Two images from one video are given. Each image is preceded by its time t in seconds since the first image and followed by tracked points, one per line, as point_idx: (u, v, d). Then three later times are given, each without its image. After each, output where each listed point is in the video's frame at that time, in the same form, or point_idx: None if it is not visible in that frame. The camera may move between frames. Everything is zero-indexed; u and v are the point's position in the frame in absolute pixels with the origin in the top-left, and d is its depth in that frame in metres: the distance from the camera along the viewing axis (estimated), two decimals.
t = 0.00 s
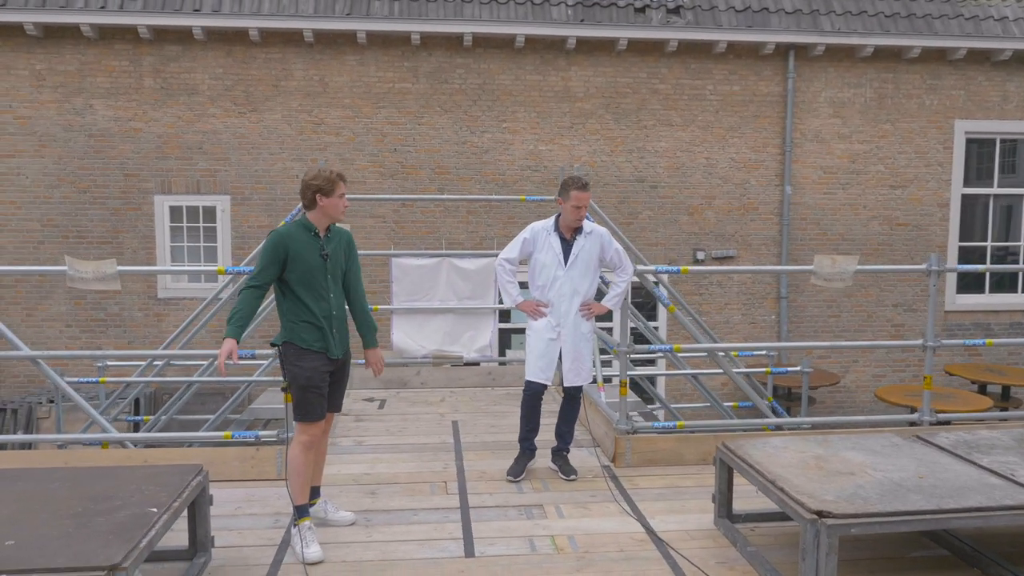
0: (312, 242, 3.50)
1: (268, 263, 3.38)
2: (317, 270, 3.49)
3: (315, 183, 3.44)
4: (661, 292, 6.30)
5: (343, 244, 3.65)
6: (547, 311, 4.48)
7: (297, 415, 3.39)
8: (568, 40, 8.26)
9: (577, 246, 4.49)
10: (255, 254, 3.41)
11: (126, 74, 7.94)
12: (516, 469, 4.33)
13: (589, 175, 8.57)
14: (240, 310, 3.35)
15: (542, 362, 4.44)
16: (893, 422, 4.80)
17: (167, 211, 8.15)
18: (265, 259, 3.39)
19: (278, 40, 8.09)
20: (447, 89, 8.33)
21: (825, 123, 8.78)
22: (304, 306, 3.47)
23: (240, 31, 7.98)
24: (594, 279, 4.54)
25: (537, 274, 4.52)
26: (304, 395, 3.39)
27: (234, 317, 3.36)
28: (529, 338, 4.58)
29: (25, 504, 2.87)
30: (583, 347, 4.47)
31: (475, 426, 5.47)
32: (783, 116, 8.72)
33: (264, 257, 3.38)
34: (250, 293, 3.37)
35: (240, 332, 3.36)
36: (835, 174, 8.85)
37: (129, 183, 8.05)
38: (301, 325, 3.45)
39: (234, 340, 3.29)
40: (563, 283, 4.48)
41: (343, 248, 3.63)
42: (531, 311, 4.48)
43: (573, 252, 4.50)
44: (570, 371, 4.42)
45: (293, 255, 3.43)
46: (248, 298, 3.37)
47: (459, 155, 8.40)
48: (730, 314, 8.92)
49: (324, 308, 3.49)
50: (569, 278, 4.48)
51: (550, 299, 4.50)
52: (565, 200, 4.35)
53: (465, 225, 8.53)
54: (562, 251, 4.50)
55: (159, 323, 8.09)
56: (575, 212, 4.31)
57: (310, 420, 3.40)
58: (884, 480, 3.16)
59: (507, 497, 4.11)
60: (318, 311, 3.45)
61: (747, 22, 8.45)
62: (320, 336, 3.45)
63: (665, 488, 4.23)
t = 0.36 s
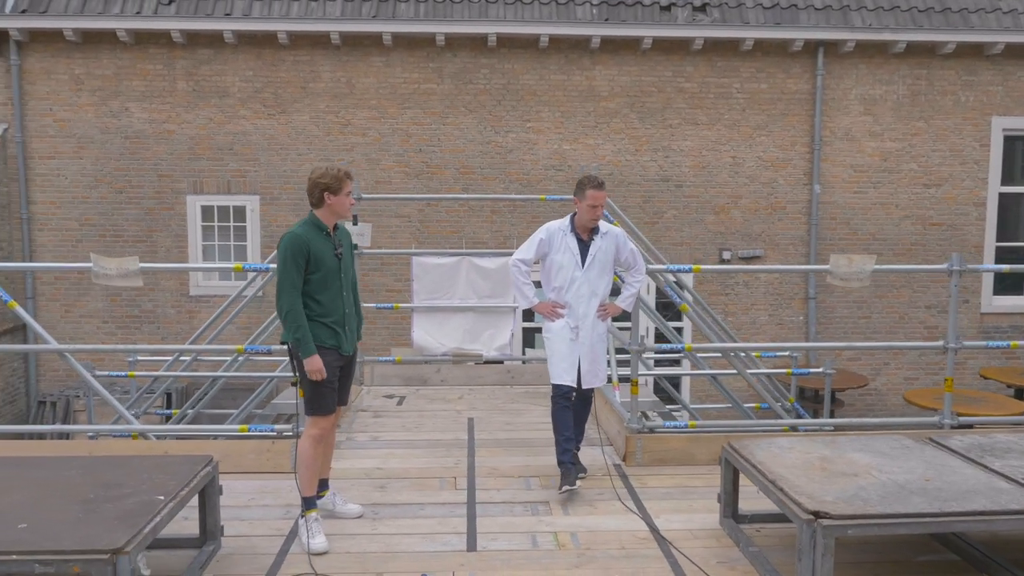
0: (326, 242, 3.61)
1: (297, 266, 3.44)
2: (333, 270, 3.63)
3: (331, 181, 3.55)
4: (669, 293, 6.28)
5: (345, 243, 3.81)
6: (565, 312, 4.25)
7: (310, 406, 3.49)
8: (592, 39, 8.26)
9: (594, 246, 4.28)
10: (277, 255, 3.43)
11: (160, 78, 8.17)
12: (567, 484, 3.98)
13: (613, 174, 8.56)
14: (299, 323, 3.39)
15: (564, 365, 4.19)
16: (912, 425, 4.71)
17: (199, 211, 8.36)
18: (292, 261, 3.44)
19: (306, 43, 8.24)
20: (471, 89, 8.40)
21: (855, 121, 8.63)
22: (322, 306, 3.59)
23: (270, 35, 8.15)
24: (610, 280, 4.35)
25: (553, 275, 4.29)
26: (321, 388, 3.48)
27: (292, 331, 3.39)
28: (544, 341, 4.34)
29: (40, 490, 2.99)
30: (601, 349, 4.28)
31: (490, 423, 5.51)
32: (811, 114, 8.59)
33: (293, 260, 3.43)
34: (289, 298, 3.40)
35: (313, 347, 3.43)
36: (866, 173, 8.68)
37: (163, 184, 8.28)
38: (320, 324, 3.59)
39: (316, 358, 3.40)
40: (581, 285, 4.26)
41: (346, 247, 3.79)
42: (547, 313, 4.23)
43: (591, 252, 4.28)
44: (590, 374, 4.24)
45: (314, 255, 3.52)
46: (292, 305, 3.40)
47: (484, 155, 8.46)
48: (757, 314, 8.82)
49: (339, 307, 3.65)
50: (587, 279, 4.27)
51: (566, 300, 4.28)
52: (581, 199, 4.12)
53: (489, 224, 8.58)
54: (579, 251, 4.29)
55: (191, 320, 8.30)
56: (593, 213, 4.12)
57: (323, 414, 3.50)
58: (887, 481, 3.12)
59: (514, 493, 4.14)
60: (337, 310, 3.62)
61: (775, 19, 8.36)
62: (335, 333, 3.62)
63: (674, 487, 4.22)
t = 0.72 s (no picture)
0: (342, 241, 3.71)
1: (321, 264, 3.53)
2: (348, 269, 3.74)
3: (347, 181, 3.65)
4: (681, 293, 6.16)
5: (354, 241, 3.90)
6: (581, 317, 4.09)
7: (321, 400, 3.56)
8: (619, 38, 8.23)
9: (607, 246, 4.13)
10: (301, 252, 3.50)
11: (195, 81, 8.39)
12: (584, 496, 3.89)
13: (639, 174, 8.51)
14: (326, 320, 3.48)
15: (580, 373, 4.06)
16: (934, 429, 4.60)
17: (231, 211, 8.55)
18: (315, 258, 3.52)
19: (335, 45, 8.38)
20: (498, 90, 8.44)
21: (889, 119, 8.44)
22: (338, 303, 3.69)
23: (300, 38, 8.31)
24: (625, 281, 4.20)
25: (566, 278, 4.13)
26: (333, 383, 3.56)
27: (318, 328, 3.48)
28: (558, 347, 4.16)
29: (55, 477, 3.10)
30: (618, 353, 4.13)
31: (507, 422, 5.54)
32: (844, 112, 8.43)
33: (317, 258, 3.51)
34: (315, 295, 3.49)
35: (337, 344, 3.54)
36: (901, 171, 8.49)
37: (197, 185, 8.49)
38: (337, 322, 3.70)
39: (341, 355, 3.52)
40: (596, 288, 4.10)
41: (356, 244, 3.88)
42: (562, 318, 4.08)
43: (604, 253, 4.12)
44: (608, 380, 4.09)
45: (333, 253, 3.62)
46: (317, 302, 3.50)
47: (510, 155, 8.49)
48: (786, 316, 8.67)
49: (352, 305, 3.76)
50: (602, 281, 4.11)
51: (582, 304, 4.11)
52: (589, 195, 3.99)
53: (514, 224, 8.61)
54: (592, 252, 4.12)
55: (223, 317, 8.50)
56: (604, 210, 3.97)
57: (333, 408, 3.58)
58: (893, 485, 3.06)
59: (523, 491, 4.15)
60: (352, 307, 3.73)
61: (806, 15, 8.23)
62: (349, 330, 3.73)
63: (684, 488, 4.18)
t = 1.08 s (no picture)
0: (361, 238, 3.77)
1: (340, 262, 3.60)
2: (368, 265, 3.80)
3: (365, 181, 3.72)
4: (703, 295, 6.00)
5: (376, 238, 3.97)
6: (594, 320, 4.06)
7: (358, 391, 3.66)
8: (651, 38, 8.19)
9: (620, 247, 4.09)
10: (322, 249, 3.58)
11: (235, 86, 8.63)
12: (596, 498, 3.87)
13: (672, 174, 8.45)
14: (344, 314, 3.57)
15: (595, 379, 4.03)
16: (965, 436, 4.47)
17: (269, 213, 8.74)
18: (334, 255, 3.60)
19: (369, 49, 8.52)
20: (529, 91, 8.47)
21: (932, 117, 8.22)
22: (357, 298, 3.77)
23: (336, 43, 8.47)
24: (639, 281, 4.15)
25: (578, 281, 4.10)
26: (367, 371, 3.67)
27: (337, 322, 3.56)
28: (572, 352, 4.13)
29: (81, 466, 3.24)
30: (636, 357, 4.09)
31: (530, 422, 5.56)
32: (883, 110, 8.23)
33: (336, 254, 3.59)
34: (333, 290, 3.57)
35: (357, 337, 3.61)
36: (944, 171, 8.25)
37: (236, 187, 8.72)
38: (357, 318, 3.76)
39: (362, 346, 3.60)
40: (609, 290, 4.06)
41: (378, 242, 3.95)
42: (574, 322, 4.05)
43: (616, 254, 4.08)
44: (626, 385, 4.04)
45: (352, 250, 3.69)
46: (335, 298, 3.58)
47: (542, 156, 8.51)
48: (823, 319, 8.50)
49: (370, 301, 3.83)
50: (615, 282, 4.08)
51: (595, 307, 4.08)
52: (599, 195, 3.95)
53: (546, 225, 8.63)
54: (604, 253, 4.09)
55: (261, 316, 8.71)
56: (616, 209, 3.92)
57: (373, 395, 3.69)
58: (906, 492, 2.99)
59: (539, 490, 4.17)
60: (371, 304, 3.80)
61: (843, 12, 8.06)
62: (368, 325, 3.80)
63: (701, 491, 4.15)
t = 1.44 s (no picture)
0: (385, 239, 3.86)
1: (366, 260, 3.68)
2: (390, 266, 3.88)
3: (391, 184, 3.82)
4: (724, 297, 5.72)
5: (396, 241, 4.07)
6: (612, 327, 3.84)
7: (385, 388, 3.76)
8: (680, 39, 8.15)
9: (639, 251, 3.86)
10: (348, 248, 3.65)
11: (271, 91, 8.85)
12: (608, 498, 3.89)
13: (702, 176, 8.39)
14: (369, 313, 3.63)
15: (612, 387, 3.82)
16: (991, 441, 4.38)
17: (303, 214, 8.94)
18: (362, 253, 3.68)
19: (401, 53, 8.66)
20: (559, 93, 8.51)
21: (971, 116, 8.03)
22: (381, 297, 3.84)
23: (368, 47, 8.62)
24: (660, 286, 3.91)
25: (594, 286, 3.87)
26: (390, 368, 3.77)
27: (363, 321, 3.62)
28: (589, 360, 3.92)
29: (107, 457, 3.39)
30: (657, 365, 3.83)
31: (550, 421, 5.60)
32: (920, 109, 8.07)
33: (364, 252, 3.67)
34: (360, 288, 3.63)
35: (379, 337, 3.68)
36: (983, 171, 8.06)
37: (272, 189, 8.94)
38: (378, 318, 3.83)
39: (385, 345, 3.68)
40: (627, 296, 3.83)
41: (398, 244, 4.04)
42: (591, 329, 3.84)
43: (633, 259, 3.85)
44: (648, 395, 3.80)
45: (378, 250, 3.77)
46: (362, 295, 3.64)
47: (571, 158, 8.54)
48: (856, 322, 8.36)
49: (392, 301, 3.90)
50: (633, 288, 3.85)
51: (612, 313, 3.86)
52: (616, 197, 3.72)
53: (574, 227, 8.65)
54: (621, 258, 3.87)
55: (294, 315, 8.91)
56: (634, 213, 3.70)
57: (399, 391, 3.80)
58: (914, 496, 2.96)
59: (553, 488, 4.21)
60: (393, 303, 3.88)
61: (878, 10, 7.92)
62: (389, 324, 3.87)
63: (715, 492, 4.14)
